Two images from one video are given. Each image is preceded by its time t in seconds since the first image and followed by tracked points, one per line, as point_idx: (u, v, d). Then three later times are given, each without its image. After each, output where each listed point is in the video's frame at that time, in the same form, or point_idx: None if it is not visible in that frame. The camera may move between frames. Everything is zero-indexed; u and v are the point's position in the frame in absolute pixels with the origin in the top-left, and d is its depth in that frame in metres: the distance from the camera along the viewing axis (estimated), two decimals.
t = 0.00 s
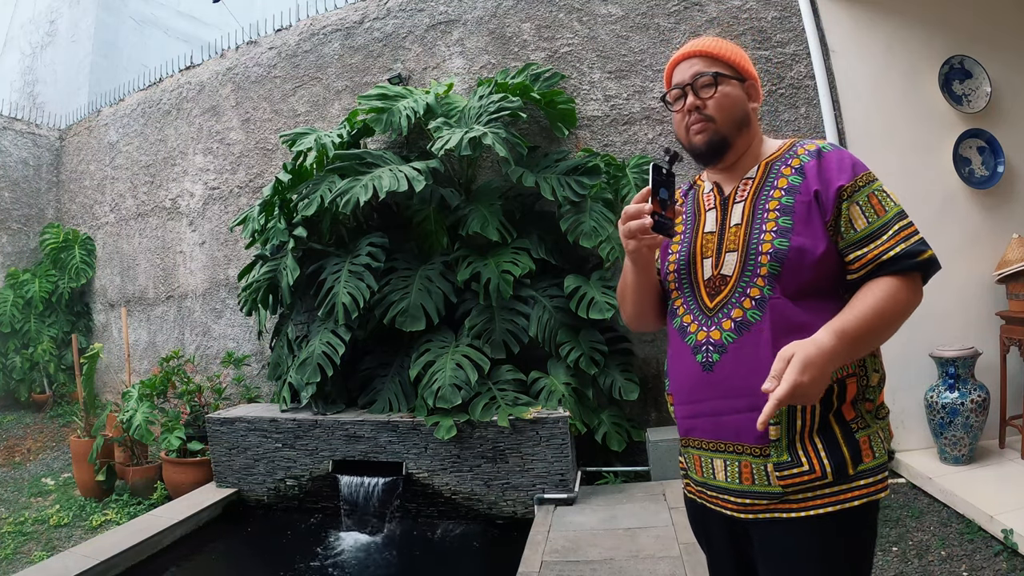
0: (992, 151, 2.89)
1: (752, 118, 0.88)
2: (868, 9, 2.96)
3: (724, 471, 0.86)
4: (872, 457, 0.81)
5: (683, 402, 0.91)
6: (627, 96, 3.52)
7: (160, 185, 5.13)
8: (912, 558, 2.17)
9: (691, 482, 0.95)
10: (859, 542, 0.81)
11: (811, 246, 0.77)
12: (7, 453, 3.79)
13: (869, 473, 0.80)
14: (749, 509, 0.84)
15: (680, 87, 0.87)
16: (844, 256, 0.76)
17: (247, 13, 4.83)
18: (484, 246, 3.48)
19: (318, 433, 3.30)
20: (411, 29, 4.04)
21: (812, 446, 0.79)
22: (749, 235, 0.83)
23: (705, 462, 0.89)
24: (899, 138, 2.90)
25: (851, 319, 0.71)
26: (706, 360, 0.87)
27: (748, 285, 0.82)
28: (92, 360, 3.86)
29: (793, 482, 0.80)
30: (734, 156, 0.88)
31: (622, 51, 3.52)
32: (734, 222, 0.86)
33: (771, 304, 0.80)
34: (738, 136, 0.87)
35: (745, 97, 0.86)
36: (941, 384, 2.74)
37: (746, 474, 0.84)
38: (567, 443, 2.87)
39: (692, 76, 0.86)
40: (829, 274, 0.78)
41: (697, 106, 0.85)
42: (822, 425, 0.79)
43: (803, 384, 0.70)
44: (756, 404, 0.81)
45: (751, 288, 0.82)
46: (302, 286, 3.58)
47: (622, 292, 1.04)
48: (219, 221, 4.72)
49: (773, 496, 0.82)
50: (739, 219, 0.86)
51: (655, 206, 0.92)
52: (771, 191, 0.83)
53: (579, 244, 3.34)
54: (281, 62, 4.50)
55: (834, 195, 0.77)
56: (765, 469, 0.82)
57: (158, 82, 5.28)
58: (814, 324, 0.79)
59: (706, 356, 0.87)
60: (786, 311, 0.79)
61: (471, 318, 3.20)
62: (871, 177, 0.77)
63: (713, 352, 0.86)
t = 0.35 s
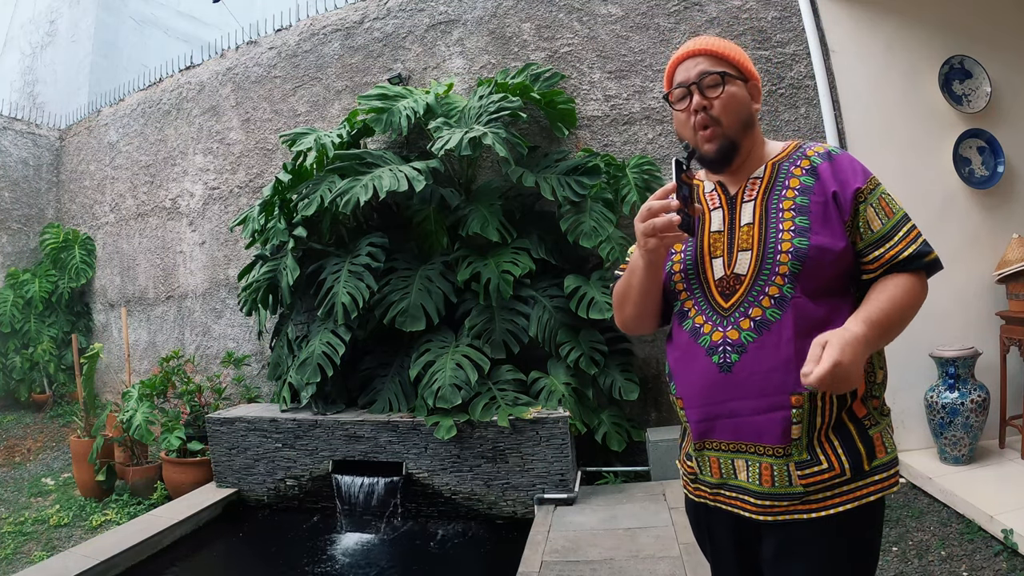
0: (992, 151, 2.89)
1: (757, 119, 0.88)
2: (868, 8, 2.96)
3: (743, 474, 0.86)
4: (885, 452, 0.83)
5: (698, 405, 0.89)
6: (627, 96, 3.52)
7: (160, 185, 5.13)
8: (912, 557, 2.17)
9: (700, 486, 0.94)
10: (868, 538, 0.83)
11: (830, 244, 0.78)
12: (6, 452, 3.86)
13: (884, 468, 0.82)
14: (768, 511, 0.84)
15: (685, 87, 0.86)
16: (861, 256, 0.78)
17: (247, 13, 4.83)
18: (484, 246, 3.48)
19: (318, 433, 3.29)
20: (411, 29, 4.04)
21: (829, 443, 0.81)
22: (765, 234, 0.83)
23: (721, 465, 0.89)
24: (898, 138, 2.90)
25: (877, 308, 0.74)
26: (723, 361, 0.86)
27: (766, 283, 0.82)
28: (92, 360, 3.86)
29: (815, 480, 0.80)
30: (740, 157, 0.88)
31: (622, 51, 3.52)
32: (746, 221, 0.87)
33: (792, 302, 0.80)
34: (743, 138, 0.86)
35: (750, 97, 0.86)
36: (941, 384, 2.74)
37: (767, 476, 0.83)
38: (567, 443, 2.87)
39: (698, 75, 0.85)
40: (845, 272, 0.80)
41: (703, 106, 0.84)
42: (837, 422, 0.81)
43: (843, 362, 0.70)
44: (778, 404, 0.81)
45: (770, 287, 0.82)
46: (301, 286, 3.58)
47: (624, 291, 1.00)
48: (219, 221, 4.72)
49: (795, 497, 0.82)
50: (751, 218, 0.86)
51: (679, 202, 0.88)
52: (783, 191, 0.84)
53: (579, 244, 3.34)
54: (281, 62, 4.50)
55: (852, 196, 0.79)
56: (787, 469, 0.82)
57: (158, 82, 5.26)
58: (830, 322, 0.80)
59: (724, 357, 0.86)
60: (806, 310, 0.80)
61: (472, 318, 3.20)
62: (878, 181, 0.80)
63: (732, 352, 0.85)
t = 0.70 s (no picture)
0: (992, 151, 2.89)
1: (763, 117, 0.88)
2: (868, 9, 2.96)
3: (738, 475, 0.86)
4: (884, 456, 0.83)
5: (696, 404, 0.89)
6: (627, 96, 3.52)
7: (160, 185, 5.12)
8: (912, 557, 2.17)
9: (696, 487, 0.94)
10: (867, 540, 0.83)
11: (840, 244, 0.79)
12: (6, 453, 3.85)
13: (884, 472, 0.82)
14: (764, 514, 0.84)
15: (688, 89, 0.86)
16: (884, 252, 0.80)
17: (247, 12, 4.83)
18: (484, 246, 3.48)
19: (318, 433, 3.29)
20: (411, 29, 4.04)
21: (828, 445, 0.81)
22: (772, 232, 0.84)
23: (717, 465, 0.89)
24: (898, 137, 2.90)
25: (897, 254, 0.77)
26: (723, 359, 0.86)
27: (771, 281, 0.83)
28: (92, 360, 3.86)
29: (812, 482, 0.81)
30: (748, 157, 0.88)
31: (622, 51, 3.52)
32: (752, 217, 0.87)
33: (795, 301, 0.81)
34: (750, 137, 0.87)
35: (755, 97, 0.86)
36: (941, 384, 2.74)
37: (763, 477, 0.84)
38: (567, 443, 2.87)
39: (701, 77, 0.85)
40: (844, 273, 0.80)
41: (708, 110, 0.84)
42: (837, 424, 0.82)
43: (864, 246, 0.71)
44: (778, 403, 0.82)
45: (774, 285, 0.82)
46: (301, 286, 3.58)
47: (622, 287, 0.99)
48: (219, 221, 4.72)
49: (792, 499, 0.82)
50: (758, 214, 0.87)
51: (684, 202, 0.87)
52: (793, 188, 0.84)
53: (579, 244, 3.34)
54: (282, 62, 4.50)
55: (874, 196, 0.80)
56: (784, 471, 0.82)
57: (158, 82, 5.25)
58: (833, 320, 0.81)
59: (725, 355, 0.86)
60: (809, 308, 0.81)
61: (472, 318, 3.20)
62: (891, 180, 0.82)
63: (733, 350, 0.85)
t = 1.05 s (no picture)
0: (992, 151, 2.89)
1: (765, 108, 0.87)
2: (868, 9, 2.96)
3: (738, 482, 0.86)
4: (890, 466, 0.83)
5: (697, 407, 0.90)
6: (627, 96, 3.52)
7: (160, 185, 5.12)
8: (912, 558, 2.17)
9: (696, 492, 0.95)
10: (871, 550, 0.83)
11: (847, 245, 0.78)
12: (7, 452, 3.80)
13: (888, 483, 0.82)
14: (763, 522, 0.84)
15: (686, 87, 0.86)
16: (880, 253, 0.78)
17: (247, 12, 4.83)
18: (484, 246, 3.48)
19: (318, 433, 3.29)
20: (411, 29, 4.03)
21: (831, 455, 0.81)
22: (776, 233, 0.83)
23: (718, 472, 0.89)
24: (898, 137, 2.90)
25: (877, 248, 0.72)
26: (726, 362, 0.86)
27: (776, 285, 0.83)
28: (92, 360, 3.86)
29: (812, 492, 0.81)
30: (752, 151, 0.87)
31: (622, 51, 3.52)
32: (758, 217, 0.87)
33: (799, 306, 0.80)
34: (753, 130, 0.86)
35: (755, 86, 0.85)
36: (941, 384, 2.74)
37: (763, 486, 0.84)
38: (567, 443, 2.87)
39: (697, 73, 0.86)
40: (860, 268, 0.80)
41: (706, 106, 0.84)
42: (841, 432, 0.81)
43: (817, 227, 0.70)
44: (780, 411, 0.81)
45: (780, 289, 0.82)
46: (301, 286, 3.58)
47: (622, 289, 1.03)
48: (219, 221, 4.72)
49: (792, 509, 0.82)
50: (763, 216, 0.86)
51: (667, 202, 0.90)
52: (802, 187, 0.83)
53: (579, 244, 3.34)
54: (281, 62, 4.50)
55: (873, 196, 0.78)
56: (784, 480, 0.82)
57: (158, 82, 5.26)
58: (840, 325, 0.80)
59: (727, 358, 0.86)
60: (813, 312, 0.80)
61: (472, 317, 3.20)
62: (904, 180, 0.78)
63: (736, 353, 0.84)
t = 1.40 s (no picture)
0: (992, 151, 2.89)
1: (764, 102, 0.86)
2: (868, 9, 2.96)
3: (728, 480, 0.86)
4: (888, 475, 0.79)
5: (691, 405, 0.91)
6: (627, 96, 3.52)
7: (160, 185, 5.12)
8: (912, 558, 2.17)
9: (700, 489, 0.96)
10: (868, 559, 0.80)
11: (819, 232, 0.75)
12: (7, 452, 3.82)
13: (882, 493, 0.79)
14: (753, 523, 0.84)
15: (684, 73, 0.87)
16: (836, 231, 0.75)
17: (247, 12, 4.83)
18: (484, 246, 3.48)
19: (318, 433, 3.29)
20: (411, 29, 4.03)
21: (822, 456, 0.78)
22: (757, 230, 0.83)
23: (713, 470, 0.90)
24: (898, 137, 2.89)
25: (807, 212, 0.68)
26: (711, 361, 0.87)
27: (757, 282, 0.82)
28: (92, 360, 3.86)
29: (799, 494, 0.79)
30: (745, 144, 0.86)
31: (622, 51, 3.52)
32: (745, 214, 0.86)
33: (779, 302, 0.79)
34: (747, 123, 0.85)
35: (754, 79, 0.85)
36: (941, 385, 2.74)
37: (749, 484, 0.83)
38: (567, 443, 2.87)
39: (696, 61, 0.86)
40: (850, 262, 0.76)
41: (699, 93, 0.85)
42: (835, 433, 0.79)
43: (727, 176, 0.70)
44: (763, 408, 0.81)
45: (761, 286, 0.81)
46: (301, 285, 3.58)
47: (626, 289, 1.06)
48: (219, 221, 4.72)
49: (777, 510, 0.81)
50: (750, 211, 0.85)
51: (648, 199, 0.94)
52: (782, 177, 0.81)
53: (579, 243, 3.34)
54: (281, 62, 4.50)
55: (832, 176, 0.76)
56: (771, 480, 0.81)
57: (158, 82, 5.26)
58: (827, 320, 0.77)
59: (713, 356, 0.87)
60: (794, 308, 0.78)
61: (472, 318, 3.20)
62: (880, 158, 0.74)
63: (719, 352, 0.85)
